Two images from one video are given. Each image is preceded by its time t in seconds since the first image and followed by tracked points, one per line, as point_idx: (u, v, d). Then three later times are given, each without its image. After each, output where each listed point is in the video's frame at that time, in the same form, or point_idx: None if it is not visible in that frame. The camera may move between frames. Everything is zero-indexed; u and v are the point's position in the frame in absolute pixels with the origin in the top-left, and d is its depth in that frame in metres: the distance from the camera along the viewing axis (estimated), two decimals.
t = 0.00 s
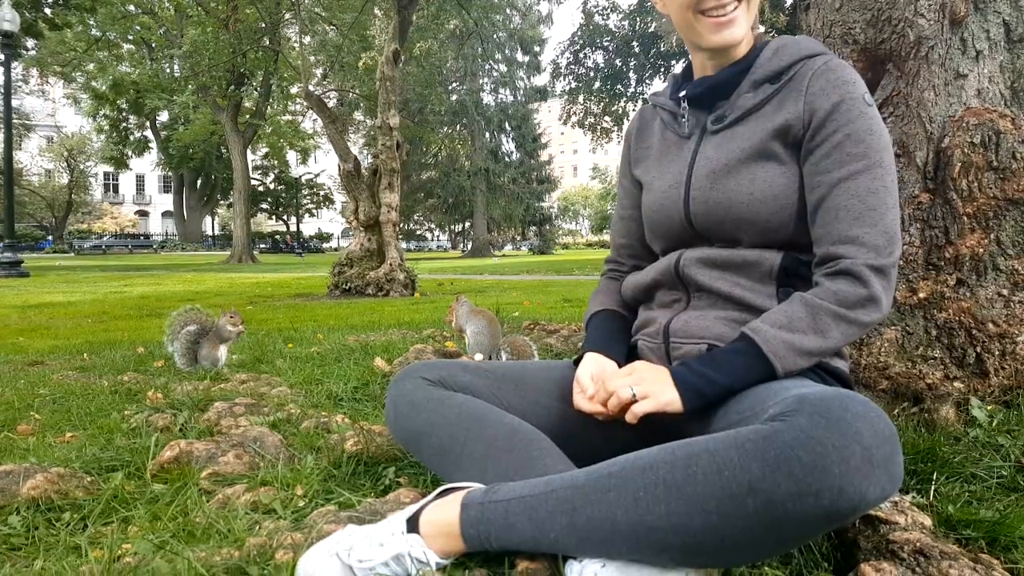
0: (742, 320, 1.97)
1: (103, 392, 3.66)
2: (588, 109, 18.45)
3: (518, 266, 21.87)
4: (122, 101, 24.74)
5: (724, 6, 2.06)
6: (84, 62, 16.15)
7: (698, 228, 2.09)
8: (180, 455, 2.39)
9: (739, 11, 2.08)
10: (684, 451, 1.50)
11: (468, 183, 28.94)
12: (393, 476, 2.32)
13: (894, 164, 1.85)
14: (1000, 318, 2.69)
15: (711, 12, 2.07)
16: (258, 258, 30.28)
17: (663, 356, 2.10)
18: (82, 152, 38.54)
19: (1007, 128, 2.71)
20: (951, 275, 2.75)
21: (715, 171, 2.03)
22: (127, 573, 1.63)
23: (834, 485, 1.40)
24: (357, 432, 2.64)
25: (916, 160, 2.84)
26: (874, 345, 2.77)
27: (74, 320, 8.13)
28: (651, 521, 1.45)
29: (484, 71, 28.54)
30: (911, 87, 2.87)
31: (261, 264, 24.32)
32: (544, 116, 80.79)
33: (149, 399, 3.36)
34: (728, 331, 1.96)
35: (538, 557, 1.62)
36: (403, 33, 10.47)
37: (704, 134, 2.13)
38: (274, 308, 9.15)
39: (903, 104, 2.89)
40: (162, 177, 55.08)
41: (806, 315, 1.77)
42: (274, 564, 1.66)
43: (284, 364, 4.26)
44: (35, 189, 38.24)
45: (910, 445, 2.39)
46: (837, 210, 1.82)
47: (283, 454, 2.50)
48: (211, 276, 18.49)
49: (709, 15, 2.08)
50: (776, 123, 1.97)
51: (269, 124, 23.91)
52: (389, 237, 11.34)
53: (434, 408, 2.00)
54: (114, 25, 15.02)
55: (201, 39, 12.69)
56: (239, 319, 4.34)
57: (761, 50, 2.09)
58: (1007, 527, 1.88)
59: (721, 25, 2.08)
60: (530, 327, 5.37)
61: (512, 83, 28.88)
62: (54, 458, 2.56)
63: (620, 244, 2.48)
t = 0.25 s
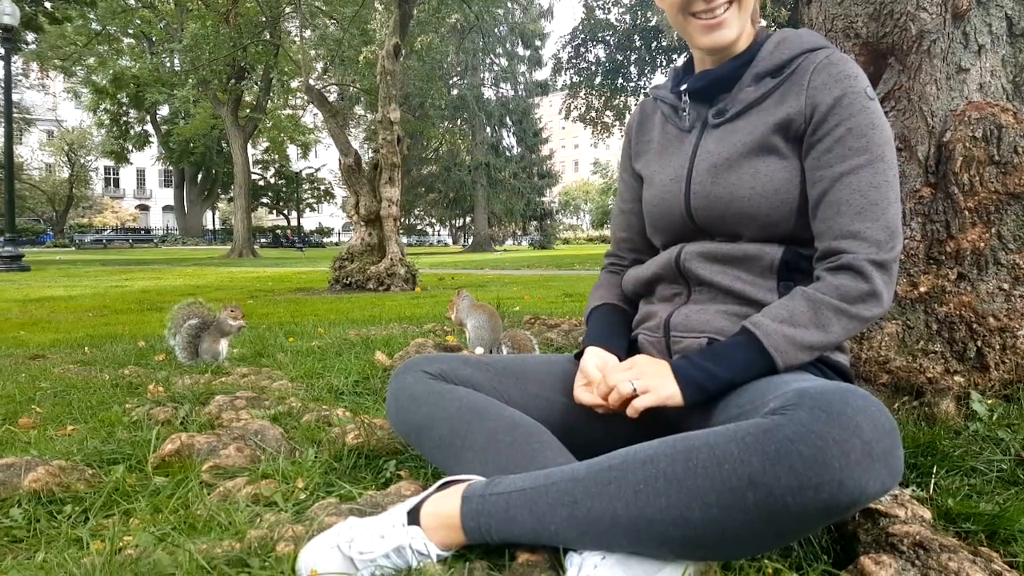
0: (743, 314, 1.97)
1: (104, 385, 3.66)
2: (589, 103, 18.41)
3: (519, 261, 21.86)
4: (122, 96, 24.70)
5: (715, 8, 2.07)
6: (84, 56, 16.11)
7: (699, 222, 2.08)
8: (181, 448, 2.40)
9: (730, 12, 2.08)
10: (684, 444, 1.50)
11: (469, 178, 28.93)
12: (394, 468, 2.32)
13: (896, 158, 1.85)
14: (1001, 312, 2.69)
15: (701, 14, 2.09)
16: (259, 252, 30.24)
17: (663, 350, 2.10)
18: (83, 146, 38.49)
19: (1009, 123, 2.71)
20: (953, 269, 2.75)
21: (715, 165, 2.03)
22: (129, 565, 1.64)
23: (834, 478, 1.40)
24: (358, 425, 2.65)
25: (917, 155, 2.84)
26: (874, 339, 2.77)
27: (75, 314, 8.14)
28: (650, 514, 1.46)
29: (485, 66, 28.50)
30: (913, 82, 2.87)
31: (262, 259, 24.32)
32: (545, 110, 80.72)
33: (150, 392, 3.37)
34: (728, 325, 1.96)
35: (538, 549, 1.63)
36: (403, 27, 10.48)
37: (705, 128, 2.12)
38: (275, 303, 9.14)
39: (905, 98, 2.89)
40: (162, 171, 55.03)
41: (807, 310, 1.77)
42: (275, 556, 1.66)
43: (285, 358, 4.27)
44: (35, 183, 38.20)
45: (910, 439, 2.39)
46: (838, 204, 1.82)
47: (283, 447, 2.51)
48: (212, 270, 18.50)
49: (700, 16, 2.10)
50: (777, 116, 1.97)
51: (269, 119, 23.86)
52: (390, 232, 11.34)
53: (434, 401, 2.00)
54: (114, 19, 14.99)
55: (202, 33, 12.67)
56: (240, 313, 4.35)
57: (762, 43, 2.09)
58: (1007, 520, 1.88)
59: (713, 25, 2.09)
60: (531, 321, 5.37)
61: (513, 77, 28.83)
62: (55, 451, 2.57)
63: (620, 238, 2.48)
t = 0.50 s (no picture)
0: (742, 309, 1.97)
1: (102, 380, 3.66)
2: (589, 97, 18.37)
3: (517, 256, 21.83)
4: (120, 89, 24.63)
5: (713, 8, 2.08)
6: (82, 49, 16.05)
7: (699, 215, 2.08)
8: (180, 442, 2.40)
9: (729, 12, 2.09)
10: (684, 438, 1.51)
11: (467, 172, 28.89)
12: (393, 462, 2.33)
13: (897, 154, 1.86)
14: (999, 307, 2.70)
15: (699, 14, 2.10)
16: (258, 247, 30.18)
17: (663, 344, 2.10)
18: (81, 140, 38.36)
19: (1007, 117, 2.70)
20: (951, 264, 2.75)
21: (717, 158, 2.03)
22: (128, 558, 1.64)
23: (833, 473, 1.41)
24: (357, 419, 2.65)
25: (916, 150, 2.84)
26: (872, 333, 2.77)
27: (73, 309, 8.12)
28: (650, 509, 1.46)
29: (484, 60, 28.43)
30: (912, 76, 2.87)
31: (260, 253, 24.27)
32: (544, 105, 80.59)
33: (148, 386, 3.37)
34: (727, 320, 1.97)
35: (537, 542, 1.63)
36: (402, 21, 10.45)
37: (706, 121, 2.12)
38: (274, 297, 9.12)
39: (904, 93, 2.89)
40: (160, 165, 54.88)
41: (808, 304, 1.77)
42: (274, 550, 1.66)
43: (284, 352, 4.27)
44: (33, 176, 38.08)
45: (908, 433, 2.40)
46: (840, 199, 1.83)
47: (282, 441, 2.51)
48: (210, 264, 18.46)
49: (698, 16, 2.11)
50: (779, 110, 1.97)
51: (268, 112, 23.80)
52: (389, 226, 11.33)
53: (434, 395, 2.00)
54: (112, 11, 14.92)
55: (200, 26, 12.62)
56: (238, 307, 4.35)
57: (765, 37, 2.08)
58: (1004, 514, 1.89)
59: (712, 24, 2.10)
60: (530, 316, 5.37)
61: (512, 71, 28.75)
62: (53, 445, 2.56)
63: (618, 231, 2.47)
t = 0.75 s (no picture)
0: (742, 300, 1.98)
1: (102, 370, 3.66)
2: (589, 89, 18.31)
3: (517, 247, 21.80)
4: (119, 80, 24.55)
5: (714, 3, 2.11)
6: (80, 40, 15.98)
7: (700, 205, 2.08)
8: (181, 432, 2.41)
9: (729, 7, 2.11)
10: (684, 430, 1.51)
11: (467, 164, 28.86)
12: (393, 453, 2.33)
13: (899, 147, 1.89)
14: (999, 298, 2.70)
15: (700, 8, 2.13)
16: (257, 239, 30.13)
17: (663, 335, 2.10)
18: (79, 131, 38.24)
19: (1009, 108, 2.70)
20: (951, 255, 2.75)
21: (719, 148, 2.03)
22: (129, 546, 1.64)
23: (833, 465, 1.41)
24: (357, 410, 2.65)
25: (917, 141, 2.83)
26: (871, 324, 2.77)
27: (72, 300, 8.11)
28: (650, 499, 1.46)
29: (483, 51, 28.34)
30: (914, 67, 2.87)
31: (259, 245, 24.23)
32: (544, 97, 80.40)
33: (149, 376, 3.38)
34: (727, 311, 1.97)
35: (537, 531, 1.64)
36: (401, 11, 10.42)
37: (708, 110, 2.12)
38: (273, 288, 9.11)
39: (905, 83, 2.89)
40: (159, 156, 54.75)
41: (812, 295, 1.79)
42: (275, 539, 1.66)
43: (284, 343, 4.27)
44: (31, 168, 37.98)
45: (907, 424, 2.40)
46: (844, 191, 1.85)
47: (282, 431, 2.52)
48: (209, 255, 18.44)
49: (698, 10, 2.14)
50: (784, 101, 1.97)
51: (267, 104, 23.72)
52: (388, 217, 11.30)
53: (434, 385, 2.01)
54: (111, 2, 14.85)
55: (199, 16, 12.56)
56: (238, 298, 4.35)
57: (768, 26, 2.09)
58: (1002, 504, 1.89)
59: (713, 18, 2.12)
60: (529, 308, 5.37)
61: (511, 62, 28.67)
62: (54, 434, 2.57)
63: (615, 221, 2.46)
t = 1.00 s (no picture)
0: (743, 293, 1.98)
1: (103, 362, 3.66)
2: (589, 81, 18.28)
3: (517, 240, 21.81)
4: (118, 72, 24.53)
5: None
6: (79, 31, 15.93)
7: (703, 198, 2.08)
8: (181, 424, 2.41)
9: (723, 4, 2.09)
10: (685, 422, 1.51)
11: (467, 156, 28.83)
12: (393, 445, 2.33)
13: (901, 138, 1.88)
14: (999, 291, 2.70)
15: (695, 5, 2.09)
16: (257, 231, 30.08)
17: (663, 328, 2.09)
18: (78, 123, 38.13)
19: (1010, 101, 2.69)
20: (951, 248, 2.75)
21: (722, 141, 2.02)
22: (130, 537, 1.64)
23: (833, 458, 1.41)
24: (357, 402, 2.65)
25: (918, 133, 2.84)
26: (871, 317, 2.78)
27: (72, 292, 8.10)
28: (650, 491, 1.47)
29: (484, 43, 28.27)
30: (915, 59, 2.87)
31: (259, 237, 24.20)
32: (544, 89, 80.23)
33: (149, 368, 3.38)
34: (727, 304, 1.96)
35: (538, 523, 1.64)
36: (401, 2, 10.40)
37: (709, 103, 2.12)
38: (273, 281, 9.10)
39: (907, 76, 2.90)
40: (159, 148, 54.63)
41: (816, 288, 1.78)
42: (276, 530, 1.67)
43: (284, 335, 4.27)
44: (30, 160, 37.89)
45: (907, 417, 2.41)
46: (846, 183, 1.85)
47: (283, 423, 2.52)
48: (208, 248, 18.42)
49: (693, 6, 2.10)
50: (786, 94, 1.97)
51: (266, 96, 23.70)
52: (387, 210, 11.30)
53: (434, 376, 2.01)
54: None
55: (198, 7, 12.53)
56: (238, 290, 4.36)
57: (769, 19, 2.08)
58: (1002, 497, 1.89)
59: (708, 14, 2.10)
60: (529, 300, 5.38)
61: (511, 54, 28.60)
62: (54, 426, 2.57)
63: (616, 214, 2.45)
